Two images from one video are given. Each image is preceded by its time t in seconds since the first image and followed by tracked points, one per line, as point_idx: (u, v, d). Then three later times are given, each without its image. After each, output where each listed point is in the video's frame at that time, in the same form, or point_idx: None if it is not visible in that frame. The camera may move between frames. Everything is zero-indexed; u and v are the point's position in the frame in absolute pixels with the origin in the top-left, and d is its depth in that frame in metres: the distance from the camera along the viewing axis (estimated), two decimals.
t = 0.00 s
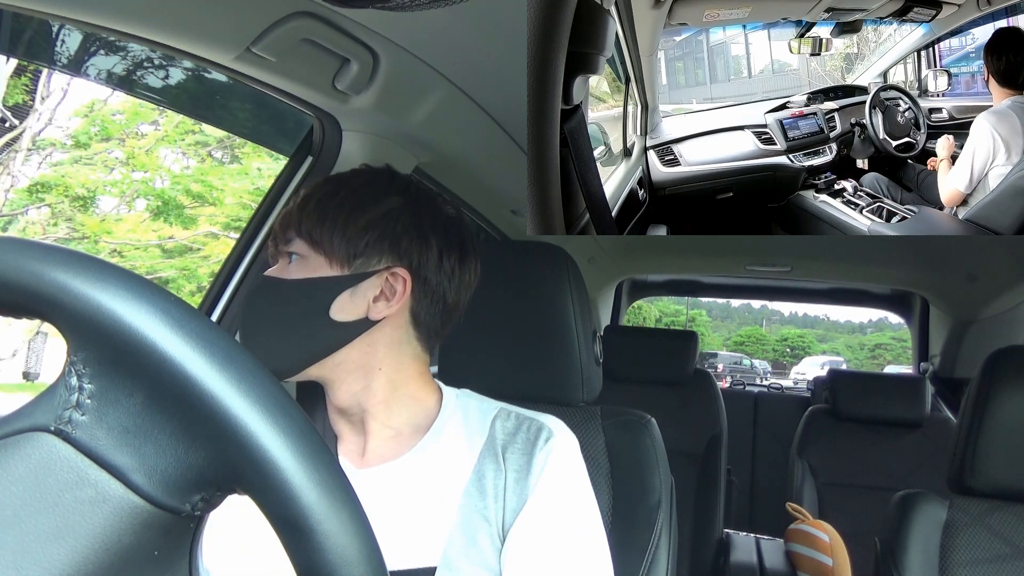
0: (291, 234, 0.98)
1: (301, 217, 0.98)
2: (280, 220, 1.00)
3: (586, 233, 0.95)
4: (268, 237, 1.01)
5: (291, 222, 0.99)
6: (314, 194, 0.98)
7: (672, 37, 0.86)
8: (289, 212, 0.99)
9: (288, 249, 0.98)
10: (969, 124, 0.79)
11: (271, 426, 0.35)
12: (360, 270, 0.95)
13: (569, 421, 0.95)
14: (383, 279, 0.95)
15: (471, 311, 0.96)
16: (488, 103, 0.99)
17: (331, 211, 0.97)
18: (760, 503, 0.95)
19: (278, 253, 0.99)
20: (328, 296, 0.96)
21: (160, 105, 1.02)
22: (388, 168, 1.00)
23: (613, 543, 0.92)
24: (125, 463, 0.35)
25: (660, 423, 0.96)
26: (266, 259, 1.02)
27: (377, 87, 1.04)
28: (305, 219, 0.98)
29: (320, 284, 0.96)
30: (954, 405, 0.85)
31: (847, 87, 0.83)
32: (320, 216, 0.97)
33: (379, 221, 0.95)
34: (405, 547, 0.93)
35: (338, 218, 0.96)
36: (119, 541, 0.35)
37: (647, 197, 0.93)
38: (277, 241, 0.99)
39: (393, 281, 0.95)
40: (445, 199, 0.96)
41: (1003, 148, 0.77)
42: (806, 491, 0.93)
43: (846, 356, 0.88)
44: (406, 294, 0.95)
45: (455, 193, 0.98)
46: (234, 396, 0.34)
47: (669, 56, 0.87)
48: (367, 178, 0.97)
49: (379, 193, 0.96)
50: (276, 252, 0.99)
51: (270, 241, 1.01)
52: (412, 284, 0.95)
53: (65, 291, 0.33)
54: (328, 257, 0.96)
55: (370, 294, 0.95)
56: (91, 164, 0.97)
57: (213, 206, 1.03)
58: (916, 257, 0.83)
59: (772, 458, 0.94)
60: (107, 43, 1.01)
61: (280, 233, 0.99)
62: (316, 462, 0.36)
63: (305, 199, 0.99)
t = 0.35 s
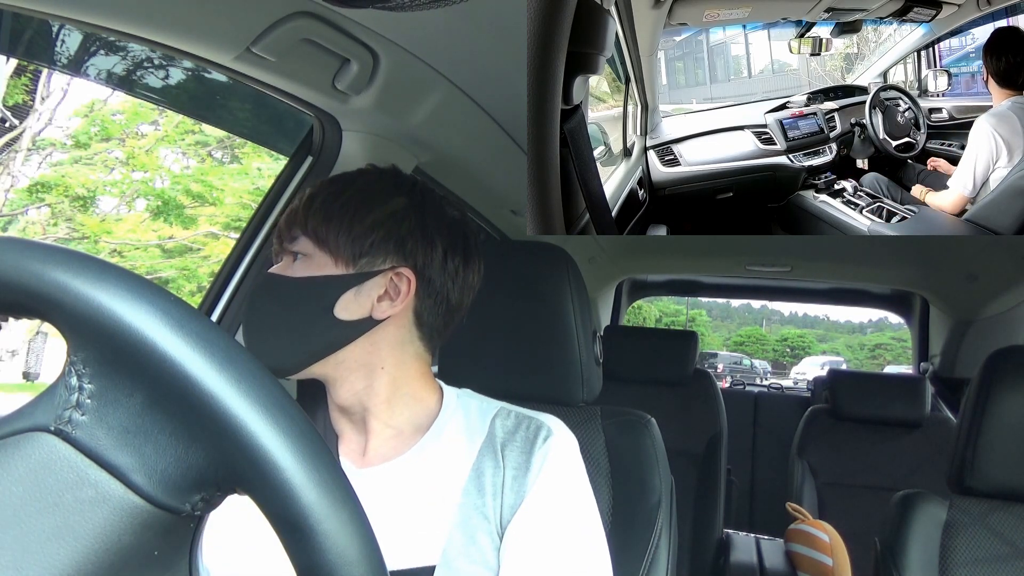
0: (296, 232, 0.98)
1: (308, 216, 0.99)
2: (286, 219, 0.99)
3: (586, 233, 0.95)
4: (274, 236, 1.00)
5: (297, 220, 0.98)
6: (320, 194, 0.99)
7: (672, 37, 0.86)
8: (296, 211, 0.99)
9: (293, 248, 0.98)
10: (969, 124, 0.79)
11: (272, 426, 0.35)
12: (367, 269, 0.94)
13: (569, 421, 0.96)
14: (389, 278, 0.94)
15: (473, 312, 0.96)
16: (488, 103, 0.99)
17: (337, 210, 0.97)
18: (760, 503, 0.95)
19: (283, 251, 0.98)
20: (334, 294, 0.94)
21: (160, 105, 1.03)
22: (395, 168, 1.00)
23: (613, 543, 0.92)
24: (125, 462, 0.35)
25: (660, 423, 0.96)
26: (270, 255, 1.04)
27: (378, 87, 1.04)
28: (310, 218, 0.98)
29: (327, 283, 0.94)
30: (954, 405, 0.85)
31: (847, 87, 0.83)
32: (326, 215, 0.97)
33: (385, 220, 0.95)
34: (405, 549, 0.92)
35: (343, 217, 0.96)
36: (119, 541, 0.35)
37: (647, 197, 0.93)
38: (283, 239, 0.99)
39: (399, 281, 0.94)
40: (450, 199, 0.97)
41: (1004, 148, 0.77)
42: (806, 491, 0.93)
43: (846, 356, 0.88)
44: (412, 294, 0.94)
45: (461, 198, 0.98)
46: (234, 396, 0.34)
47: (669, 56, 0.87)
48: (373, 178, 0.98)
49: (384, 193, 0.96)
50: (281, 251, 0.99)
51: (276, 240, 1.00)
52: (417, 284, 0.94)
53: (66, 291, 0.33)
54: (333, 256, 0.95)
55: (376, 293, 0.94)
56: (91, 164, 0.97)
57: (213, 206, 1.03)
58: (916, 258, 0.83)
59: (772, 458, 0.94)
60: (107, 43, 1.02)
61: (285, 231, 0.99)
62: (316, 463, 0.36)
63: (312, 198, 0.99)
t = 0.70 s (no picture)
0: (301, 231, 0.97)
1: (313, 215, 0.98)
2: (291, 216, 0.99)
3: (586, 233, 0.95)
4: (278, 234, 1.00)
5: (302, 219, 0.98)
6: (323, 193, 0.99)
7: (672, 37, 0.86)
8: (301, 209, 0.99)
9: (297, 246, 0.97)
10: (969, 124, 0.79)
11: (272, 427, 0.35)
12: (370, 269, 0.94)
13: (568, 421, 0.96)
14: (392, 278, 0.94)
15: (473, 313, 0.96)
16: (488, 103, 0.99)
17: (342, 209, 0.97)
18: (760, 503, 0.95)
19: (286, 249, 0.98)
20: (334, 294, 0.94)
21: (160, 105, 1.02)
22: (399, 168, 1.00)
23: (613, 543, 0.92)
24: (125, 462, 0.35)
25: (660, 423, 0.96)
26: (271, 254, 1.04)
27: (377, 87, 1.04)
28: (314, 216, 0.97)
29: (331, 283, 0.94)
30: (954, 405, 0.85)
31: (847, 87, 0.83)
32: (331, 215, 0.97)
33: (388, 220, 0.95)
34: (405, 548, 0.93)
35: (345, 216, 0.96)
36: (119, 542, 0.35)
37: (647, 197, 0.93)
38: (287, 237, 0.98)
39: (400, 282, 0.94)
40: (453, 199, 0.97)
41: (1004, 148, 0.77)
42: (806, 490, 0.93)
43: (846, 356, 0.88)
44: (414, 294, 0.94)
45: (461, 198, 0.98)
46: (235, 396, 0.34)
47: (669, 56, 0.87)
48: (376, 178, 0.98)
49: (387, 193, 0.97)
50: (285, 249, 0.98)
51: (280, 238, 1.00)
52: (419, 286, 0.94)
53: (65, 291, 0.33)
54: (335, 255, 0.95)
55: (378, 293, 0.94)
56: (91, 164, 0.97)
57: (213, 206, 1.03)
58: (916, 258, 0.83)
59: (772, 458, 0.94)
60: (107, 43, 1.01)
61: (290, 230, 0.98)
62: (317, 463, 0.36)
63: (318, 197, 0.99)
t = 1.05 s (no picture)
0: (301, 230, 0.98)
1: (313, 215, 0.98)
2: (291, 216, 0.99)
3: (586, 233, 0.95)
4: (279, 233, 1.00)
5: (302, 219, 0.98)
6: (324, 193, 0.99)
7: (672, 37, 0.86)
8: (301, 209, 0.99)
9: (298, 246, 0.97)
10: (969, 124, 0.79)
11: (273, 427, 0.35)
12: (370, 270, 0.94)
13: (568, 421, 0.96)
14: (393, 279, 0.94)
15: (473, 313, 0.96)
16: (488, 103, 0.99)
17: (343, 209, 0.97)
18: (760, 503, 0.95)
19: (286, 249, 0.98)
20: (335, 294, 0.95)
21: (160, 105, 1.03)
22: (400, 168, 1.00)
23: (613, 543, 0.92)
24: (125, 462, 0.35)
25: (660, 423, 0.96)
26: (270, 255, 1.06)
27: (378, 87, 1.04)
28: (314, 217, 0.97)
29: (330, 283, 0.95)
30: (954, 405, 0.85)
31: (847, 87, 0.83)
32: (331, 215, 0.97)
33: (388, 220, 0.95)
34: (405, 548, 0.93)
35: (346, 217, 0.96)
36: (119, 541, 0.35)
37: (647, 197, 0.93)
38: (287, 237, 0.98)
39: (401, 282, 0.94)
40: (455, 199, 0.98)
41: (1005, 149, 0.77)
42: (806, 490, 0.93)
43: (846, 356, 0.88)
44: (415, 295, 0.94)
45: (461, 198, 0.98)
46: (234, 396, 0.34)
47: (669, 56, 0.87)
48: (377, 179, 0.98)
49: (387, 193, 0.97)
50: (285, 249, 0.98)
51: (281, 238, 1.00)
52: (420, 286, 0.94)
53: (65, 291, 0.33)
54: (337, 255, 0.95)
55: (379, 293, 0.94)
56: (91, 164, 0.97)
57: (213, 206, 1.03)
58: (916, 258, 0.84)
59: (772, 458, 0.94)
60: (107, 43, 1.01)
61: (290, 229, 0.98)
62: (317, 463, 0.36)
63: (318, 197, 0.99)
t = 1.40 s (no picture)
0: (302, 229, 0.96)
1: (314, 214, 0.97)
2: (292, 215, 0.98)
3: (586, 233, 0.95)
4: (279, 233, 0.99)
5: (303, 218, 0.97)
6: (325, 193, 0.98)
7: (671, 37, 0.86)
8: (302, 209, 0.98)
9: (298, 245, 0.96)
10: (969, 124, 0.79)
11: (273, 427, 0.35)
12: (371, 269, 0.93)
13: (568, 420, 0.96)
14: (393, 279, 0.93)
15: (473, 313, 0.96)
16: (488, 103, 0.99)
17: (344, 208, 0.96)
18: (760, 503, 0.95)
19: (286, 248, 0.97)
20: (335, 294, 0.93)
21: (160, 106, 1.03)
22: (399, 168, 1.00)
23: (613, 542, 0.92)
24: (125, 462, 0.35)
25: (660, 423, 0.96)
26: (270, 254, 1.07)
27: (378, 87, 1.04)
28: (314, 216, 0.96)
29: (330, 283, 0.93)
30: (954, 405, 0.84)
31: (847, 87, 0.83)
32: (332, 214, 0.96)
33: (389, 220, 0.94)
34: (405, 549, 0.92)
35: (347, 216, 0.95)
36: (119, 541, 0.35)
37: (647, 197, 0.93)
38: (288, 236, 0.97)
39: (402, 282, 0.93)
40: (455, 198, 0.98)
41: (1005, 149, 0.77)
42: (806, 490, 0.93)
43: (846, 356, 0.88)
44: (416, 295, 0.93)
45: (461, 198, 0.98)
46: (234, 396, 0.34)
47: (669, 56, 0.87)
48: (378, 178, 0.97)
49: (388, 193, 0.96)
50: (286, 248, 0.97)
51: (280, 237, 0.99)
52: (420, 286, 0.93)
53: (65, 291, 0.33)
54: (337, 255, 0.94)
55: (379, 293, 0.93)
56: (91, 164, 0.97)
57: (213, 206, 1.03)
58: (916, 258, 0.83)
59: (772, 457, 0.94)
60: (107, 43, 1.01)
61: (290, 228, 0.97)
62: (317, 462, 0.36)
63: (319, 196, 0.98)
